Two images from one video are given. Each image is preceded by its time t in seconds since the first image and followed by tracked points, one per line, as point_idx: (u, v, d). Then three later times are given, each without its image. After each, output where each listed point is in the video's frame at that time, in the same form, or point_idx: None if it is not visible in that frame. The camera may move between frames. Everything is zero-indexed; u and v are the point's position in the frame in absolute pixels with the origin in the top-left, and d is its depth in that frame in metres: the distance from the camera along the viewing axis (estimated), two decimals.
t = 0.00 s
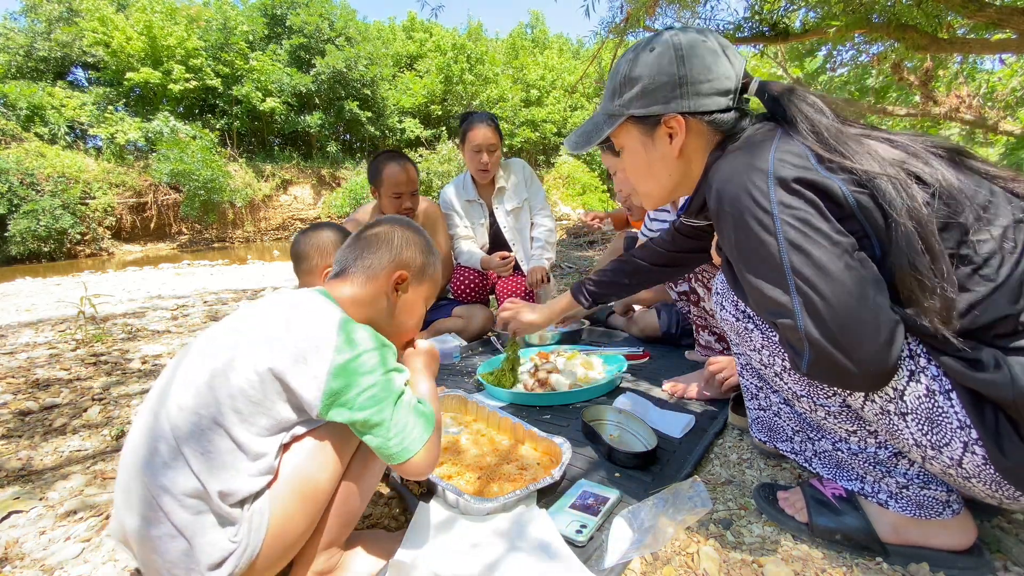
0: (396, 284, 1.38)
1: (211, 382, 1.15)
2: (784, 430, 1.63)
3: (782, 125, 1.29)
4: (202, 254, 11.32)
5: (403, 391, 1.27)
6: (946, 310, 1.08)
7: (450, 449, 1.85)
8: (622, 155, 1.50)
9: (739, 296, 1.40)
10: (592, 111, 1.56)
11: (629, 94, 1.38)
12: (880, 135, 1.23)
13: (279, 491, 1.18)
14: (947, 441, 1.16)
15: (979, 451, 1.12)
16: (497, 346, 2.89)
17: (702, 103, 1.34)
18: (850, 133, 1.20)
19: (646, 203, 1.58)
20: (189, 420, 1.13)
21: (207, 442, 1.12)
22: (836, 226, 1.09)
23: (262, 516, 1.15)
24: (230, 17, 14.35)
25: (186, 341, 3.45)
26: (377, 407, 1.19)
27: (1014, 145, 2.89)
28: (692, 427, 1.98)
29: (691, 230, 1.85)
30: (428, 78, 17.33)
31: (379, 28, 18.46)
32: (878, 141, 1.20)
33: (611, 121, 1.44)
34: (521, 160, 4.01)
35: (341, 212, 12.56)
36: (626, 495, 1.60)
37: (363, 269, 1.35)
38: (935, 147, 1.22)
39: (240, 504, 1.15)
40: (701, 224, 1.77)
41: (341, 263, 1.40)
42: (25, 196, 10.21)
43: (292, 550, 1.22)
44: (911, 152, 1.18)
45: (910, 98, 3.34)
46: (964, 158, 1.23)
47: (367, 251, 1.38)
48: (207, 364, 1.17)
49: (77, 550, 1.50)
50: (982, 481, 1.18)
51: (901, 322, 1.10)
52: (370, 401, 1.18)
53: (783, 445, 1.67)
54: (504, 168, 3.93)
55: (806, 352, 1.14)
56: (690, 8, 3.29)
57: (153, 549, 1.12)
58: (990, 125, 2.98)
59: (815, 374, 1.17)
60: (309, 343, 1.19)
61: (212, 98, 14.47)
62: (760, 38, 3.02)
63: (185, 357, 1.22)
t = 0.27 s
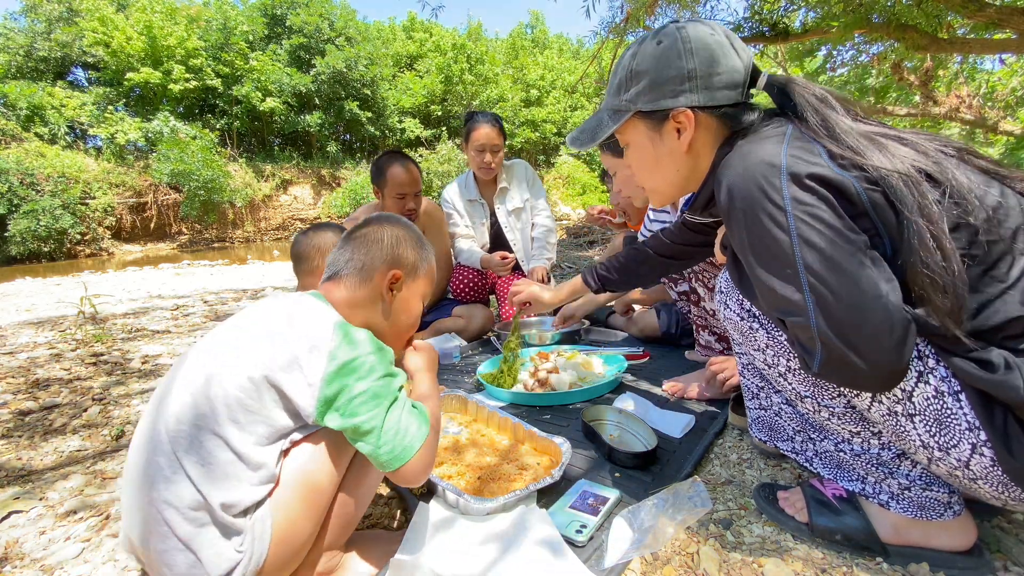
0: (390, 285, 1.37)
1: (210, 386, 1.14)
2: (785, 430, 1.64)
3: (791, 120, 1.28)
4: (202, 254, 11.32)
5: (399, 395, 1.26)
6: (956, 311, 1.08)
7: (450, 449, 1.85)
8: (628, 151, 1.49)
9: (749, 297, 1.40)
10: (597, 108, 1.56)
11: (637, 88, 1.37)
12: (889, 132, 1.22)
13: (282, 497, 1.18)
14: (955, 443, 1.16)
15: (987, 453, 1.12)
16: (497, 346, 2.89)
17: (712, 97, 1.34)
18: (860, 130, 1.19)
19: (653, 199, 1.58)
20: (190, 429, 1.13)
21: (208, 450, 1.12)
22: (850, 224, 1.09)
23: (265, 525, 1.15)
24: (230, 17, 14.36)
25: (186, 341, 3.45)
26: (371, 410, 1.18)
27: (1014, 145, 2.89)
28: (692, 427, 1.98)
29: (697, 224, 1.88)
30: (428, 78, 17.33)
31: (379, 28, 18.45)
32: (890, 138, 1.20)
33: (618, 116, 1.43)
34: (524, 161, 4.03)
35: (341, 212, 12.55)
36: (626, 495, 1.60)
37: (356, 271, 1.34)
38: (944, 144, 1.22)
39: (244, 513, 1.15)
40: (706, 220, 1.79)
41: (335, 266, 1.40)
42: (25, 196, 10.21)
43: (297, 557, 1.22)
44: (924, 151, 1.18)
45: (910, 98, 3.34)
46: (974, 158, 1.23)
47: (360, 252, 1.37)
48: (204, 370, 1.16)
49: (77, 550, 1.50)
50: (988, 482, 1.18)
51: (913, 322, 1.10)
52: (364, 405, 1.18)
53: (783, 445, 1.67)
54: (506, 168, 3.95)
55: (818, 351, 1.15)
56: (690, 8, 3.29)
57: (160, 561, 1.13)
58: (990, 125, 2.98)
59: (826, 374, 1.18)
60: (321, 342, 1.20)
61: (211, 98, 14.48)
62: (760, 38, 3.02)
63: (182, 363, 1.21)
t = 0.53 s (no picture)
0: (390, 289, 1.37)
1: (203, 385, 1.14)
2: (785, 429, 1.64)
3: (794, 120, 1.27)
4: (202, 254, 11.32)
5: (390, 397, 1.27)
6: (955, 314, 1.08)
7: (450, 448, 1.85)
8: (631, 151, 1.50)
9: (749, 296, 1.41)
10: (599, 108, 1.56)
11: (639, 90, 1.37)
12: (892, 132, 1.21)
13: (276, 492, 1.18)
14: (953, 443, 1.16)
15: (985, 454, 1.12)
16: (497, 346, 2.89)
17: (714, 97, 1.34)
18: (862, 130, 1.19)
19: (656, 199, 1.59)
20: (182, 426, 1.12)
21: (201, 448, 1.12)
22: (848, 225, 1.09)
23: (259, 520, 1.15)
24: (230, 17, 14.36)
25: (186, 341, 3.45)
26: (361, 410, 1.18)
27: (1014, 145, 2.89)
28: (692, 427, 1.98)
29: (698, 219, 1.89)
30: (428, 78, 17.33)
31: (379, 28, 18.45)
32: (893, 138, 1.19)
33: (620, 118, 1.44)
34: (524, 162, 4.01)
35: (341, 212, 12.56)
36: (626, 495, 1.60)
37: (358, 273, 1.35)
38: (948, 145, 1.21)
39: (236, 509, 1.15)
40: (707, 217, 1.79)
41: (335, 266, 1.39)
42: (25, 196, 10.21)
43: (291, 552, 1.22)
44: (927, 152, 1.17)
45: (910, 98, 3.34)
46: (979, 158, 1.21)
47: (362, 255, 1.37)
48: (196, 368, 1.15)
49: (77, 550, 1.50)
50: (986, 483, 1.18)
51: (911, 324, 1.10)
52: (354, 405, 1.18)
53: (783, 444, 1.67)
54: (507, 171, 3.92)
55: (814, 353, 1.15)
56: (690, 7, 3.29)
57: (151, 557, 1.12)
58: (990, 125, 2.98)
59: (823, 375, 1.18)
60: (318, 340, 1.20)
61: (212, 98, 14.47)
62: (760, 38, 3.02)
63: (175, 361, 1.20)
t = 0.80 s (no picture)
0: (395, 300, 1.38)
1: (201, 384, 1.13)
2: (787, 428, 1.63)
3: (797, 121, 1.27)
4: (202, 254, 11.32)
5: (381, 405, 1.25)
6: (957, 314, 1.08)
7: (450, 449, 1.85)
8: (634, 152, 1.49)
9: (750, 295, 1.40)
10: (601, 110, 1.57)
11: (641, 91, 1.38)
12: (893, 133, 1.20)
13: (272, 492, 1.18)
14: (952, 444, 1.16)
15: (984, 455, 1.12)
16: (497, 346, 2.89)
17: (715, 99, 1.34)
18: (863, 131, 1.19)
19: (659, 200, 1.59)
20: (178, 425, 1.12)
21: (198, 447, 1.12)
22: (849, 224, 1.09)
23: (254, 520, 1.15)
24: (230, 17, 14.36)
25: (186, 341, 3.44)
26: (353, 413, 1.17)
27: (1014, 144, 2.89)
28: (692, 427, 1.98)
29: (700, 228, 1.82)
30: (428, 78, 17.34)
31: (379, 28, 18.45)
32: (894, 139, 1.19)
33: (623, 119, 1.44)
34: (524, 162, 4.00)
35: (341, 212, 12.56)
36: (626, 495, 1.60)
37: (365, 279, 1.35)
38: (950, 145, 1.21)
39: (231, 509, 1.15)
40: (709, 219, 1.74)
41: (340, 270, 1.39)
42: (25, 196, 10.20)
43: (287, 553, 1.22)
44: (928, 151, 1.16)
45: (910, 98, 3.34)
46: (982, 158, 1.20)
47: (370, 262, 1.37)
48: (194, 368, 1.15)
49: (77, 550, 1.50)
50: (985, 484, 1.18)
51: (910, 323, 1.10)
52: (347, 407, 1.17)
53: (784, 443, 1.67)
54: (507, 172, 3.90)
55: (814, 351, 1.15)
56: (690, 7, 3.29)
57: (146, 555, 1.11)
58: (990, 125, 2.98)
59: (822, 374, 1.18)
60: (319, 340, 1.20)
61: (212, 98, 14.47)
62: (760, 37, 3.02)
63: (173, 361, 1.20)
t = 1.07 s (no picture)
0: (395, 300, 1.37)
1: (203, 386, 1.13)
2: (786, 428, 1.63)
3: (791, 122, 1.27)
4: (202, 254, 11.32)
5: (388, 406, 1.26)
6: (959, 309, 1.09)
7: (450, 448, 1.85)
8: (629, 157, 1.49)
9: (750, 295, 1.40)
10: (597, 115, 1.57)
11: (636, 95, 1.37)
12: (885, 133, 1.21)
13: (276, 495, 1.19)
14: (957, 441, 1.16)
15: (990, 451, 1.12)
16: (497, 346, 2.89)
17: (711, 102, 1.34)
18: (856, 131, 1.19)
19: (657, 203, 1.60)
20: (182, 430, 1.11)
21: (201, 451, 1.12)
22: (852, 219, 1.09)
23: (258, 524, 1.16)
24: (230, 16, 14.35)
25: (187, 341, 3.44)
26: (362, 414, 1.17)
27: (1014, 145, 2.89)
28: (693, 427, 1.98)
29: (689, 242, 1.82)
30: (428, 78, 17.33)
31: (379, 28, 18.45)
32: (887, 137, 1.19)
33: (618, 123, 1.43)
34: (526, 162, 4.02)
35: (341, 212, 12.56)
36: (626, 495, 1.60)
37: (367, 279, 1.35)
38: (941, 143, 1.22)
39: (235, 514, 1.15)
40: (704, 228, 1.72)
41: (340, 272, 1.39)
42: (25, 196, 10.21)
43: (292, 556, 1.22)
44: (922, 149, 1.17)
45: (910, 98, 3.34)
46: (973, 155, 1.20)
47: (371, 263, 1.38)
48: (195, 370, 1.15)
49: (77, 550, 1.50)
50: (990, 480, 1.18)
51: (916, 319, 1.10)
52: (355, 408, 1.17)
53: (783, 444, 1.67)
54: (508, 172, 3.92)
55: (822, 348, 1.15)
56: (690, 7, 3.29)
57: (153, 562, 1.11)
58: (990, 125, 2.98)
59: (829, 371, 1.18)
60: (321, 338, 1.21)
61: (212, 98, 14.47)
62: (760, 38, 3.02)
63: (172, 366, 1.19)
